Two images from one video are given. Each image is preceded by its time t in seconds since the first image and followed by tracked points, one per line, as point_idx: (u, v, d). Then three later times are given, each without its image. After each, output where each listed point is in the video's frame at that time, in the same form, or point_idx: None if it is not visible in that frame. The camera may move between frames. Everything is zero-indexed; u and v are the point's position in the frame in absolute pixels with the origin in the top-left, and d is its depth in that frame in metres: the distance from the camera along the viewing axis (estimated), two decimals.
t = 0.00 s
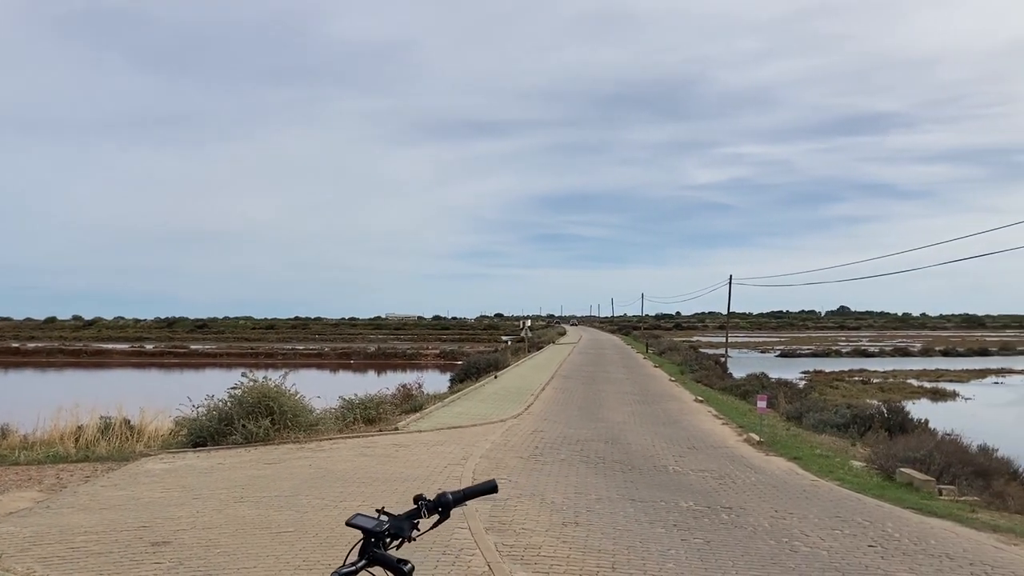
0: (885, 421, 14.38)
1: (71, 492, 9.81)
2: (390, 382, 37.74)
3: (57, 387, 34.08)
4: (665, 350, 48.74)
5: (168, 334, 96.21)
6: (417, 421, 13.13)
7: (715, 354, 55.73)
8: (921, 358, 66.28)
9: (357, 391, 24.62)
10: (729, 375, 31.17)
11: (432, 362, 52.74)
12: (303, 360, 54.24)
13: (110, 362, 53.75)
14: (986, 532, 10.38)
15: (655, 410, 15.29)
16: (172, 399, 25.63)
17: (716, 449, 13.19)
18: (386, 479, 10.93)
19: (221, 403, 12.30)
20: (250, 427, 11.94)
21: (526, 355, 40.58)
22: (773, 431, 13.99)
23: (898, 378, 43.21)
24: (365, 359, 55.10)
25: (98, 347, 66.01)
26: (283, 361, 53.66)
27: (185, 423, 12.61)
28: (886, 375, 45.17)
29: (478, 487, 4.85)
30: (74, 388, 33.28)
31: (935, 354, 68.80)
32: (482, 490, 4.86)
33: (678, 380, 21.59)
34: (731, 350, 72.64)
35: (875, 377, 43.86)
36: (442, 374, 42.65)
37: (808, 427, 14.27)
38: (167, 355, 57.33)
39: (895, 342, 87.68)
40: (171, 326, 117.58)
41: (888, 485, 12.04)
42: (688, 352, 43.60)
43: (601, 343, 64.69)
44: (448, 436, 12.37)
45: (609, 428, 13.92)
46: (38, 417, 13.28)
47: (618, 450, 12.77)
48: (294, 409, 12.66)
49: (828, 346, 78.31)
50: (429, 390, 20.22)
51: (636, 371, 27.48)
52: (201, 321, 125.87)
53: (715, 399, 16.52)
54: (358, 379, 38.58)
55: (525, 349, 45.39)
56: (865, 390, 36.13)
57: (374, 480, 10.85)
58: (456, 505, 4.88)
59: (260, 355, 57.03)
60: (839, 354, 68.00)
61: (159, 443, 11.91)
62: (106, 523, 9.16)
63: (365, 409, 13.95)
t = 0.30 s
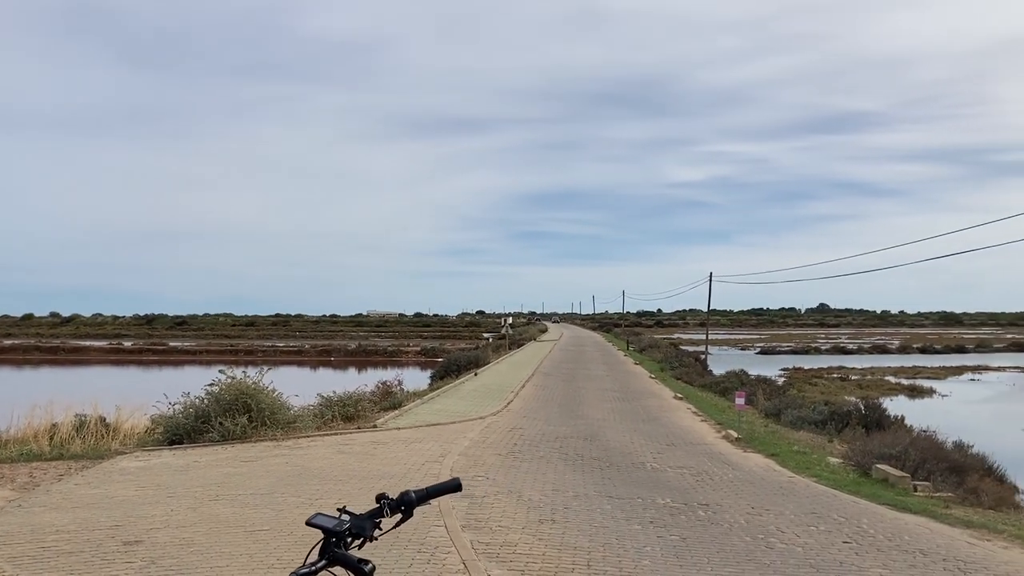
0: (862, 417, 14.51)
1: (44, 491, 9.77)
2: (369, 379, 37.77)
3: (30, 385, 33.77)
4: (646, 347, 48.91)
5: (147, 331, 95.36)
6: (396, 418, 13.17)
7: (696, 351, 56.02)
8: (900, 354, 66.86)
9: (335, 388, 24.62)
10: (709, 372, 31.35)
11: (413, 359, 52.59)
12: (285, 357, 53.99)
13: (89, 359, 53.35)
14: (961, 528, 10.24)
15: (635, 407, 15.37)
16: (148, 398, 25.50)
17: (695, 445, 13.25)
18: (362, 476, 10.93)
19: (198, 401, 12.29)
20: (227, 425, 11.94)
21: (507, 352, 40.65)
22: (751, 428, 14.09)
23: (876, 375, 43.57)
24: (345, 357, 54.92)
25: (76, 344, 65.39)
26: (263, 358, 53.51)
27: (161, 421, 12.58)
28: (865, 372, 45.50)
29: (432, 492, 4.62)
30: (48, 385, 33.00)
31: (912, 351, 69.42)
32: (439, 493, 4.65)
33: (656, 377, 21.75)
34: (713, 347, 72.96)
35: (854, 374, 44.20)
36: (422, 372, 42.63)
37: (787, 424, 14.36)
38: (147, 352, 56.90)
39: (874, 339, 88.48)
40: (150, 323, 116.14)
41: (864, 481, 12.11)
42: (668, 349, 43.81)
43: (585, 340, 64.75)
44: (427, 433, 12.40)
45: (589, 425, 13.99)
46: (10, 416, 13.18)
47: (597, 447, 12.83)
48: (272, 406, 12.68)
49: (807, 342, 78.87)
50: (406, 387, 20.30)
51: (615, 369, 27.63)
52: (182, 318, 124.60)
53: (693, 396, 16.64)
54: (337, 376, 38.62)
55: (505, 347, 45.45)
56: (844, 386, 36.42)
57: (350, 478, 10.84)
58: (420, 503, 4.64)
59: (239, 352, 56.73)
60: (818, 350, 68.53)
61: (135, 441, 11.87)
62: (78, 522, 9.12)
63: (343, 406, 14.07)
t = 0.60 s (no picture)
0: (835, 414, 14.66)
1: (12, 492, 9.66)
2: (344, 377, 37.62)
3: None
4: (622, 345, 49.07)
5: (120, 330, 93.98)
6: (370, 417, 13.16)
7: (672, 348, 56.31)
8: (874, 351, 67.70)
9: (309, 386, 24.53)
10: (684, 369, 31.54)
11: (390, 358, 52.36)
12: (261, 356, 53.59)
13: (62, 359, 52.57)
14: (929, 522, 10.23)
15: (610, 404, 15.48)
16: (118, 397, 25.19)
17: (669, 442, 13.34)
18: (335, 474, 10.88)
19: (170, 399, 12.21)
20: (199, 424, 11.87)
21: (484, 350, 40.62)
22: (725, 425, 14.20)
23: (848, 371, 44.06)
24: (321, 355, 54.60)
25: (47, 342, 64.36)
26: (239, 357, 53.12)
27: (132, 420, 12.48)
28: (838, 369, 45.94)
29: (401, 485, 3.95)
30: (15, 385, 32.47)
31: (884, 348, 70.35)
32: (408, 486, 3.97)
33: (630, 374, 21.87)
34: (691, 345, 73.33)
35: (826, 371, 44.67)
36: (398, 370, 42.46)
37: (760, 420, 14.49)
38: (121, 351, 56.21)
39: (847, 337, 89.44)
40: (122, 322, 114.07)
41: (836, 477, 12.22)
42: (644, 347, 44.00)
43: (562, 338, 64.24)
44: (401, 432, 12.41)
45: (564, 422, 14.06)
46: None
47: (571, 444, 12.88)
48: (245, 405, 12.63)
49: (782, 340, 79.39)
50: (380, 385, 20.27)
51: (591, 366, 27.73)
52: (156, 317, 122.32)
53: (668, 393, 16.77)
54: (311, 374, 38.43)
55: (482, 345, 45.41)
56: (818, 384, 36.79)
57: (322, 476, 10.79)
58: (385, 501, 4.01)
59: (213, 352, 56.13)
60: (789, 348, 69.03)
61: (106, 441, 11.78)
62: (46, 522, 9.04)
63: (317, 405, 14.03)
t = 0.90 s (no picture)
0: (801, 411, 14.88)
1: None
2: (313, 376, 37.19)
3: None
4: (593, 343, 49.30)
5: (81, 329, 91.86)
6: (339, 417, 13.09)
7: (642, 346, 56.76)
8: (839, 349, 68.91)
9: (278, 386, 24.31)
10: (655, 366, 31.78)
11: (360, 357, 52.01)
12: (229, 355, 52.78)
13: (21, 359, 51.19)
14: (894, 518, 10.42)
15: (580, 402, 15.56)
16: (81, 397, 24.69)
17: (639, 439, 13.45)
18: (304, 474, 10.79)
19: (135, 400, 12.00)
20: (165, 424, 11.68)
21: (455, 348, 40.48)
22: (693, 422, 14.36)
23: (814, 368, 44.75)
24: (290, 355, 53.94)
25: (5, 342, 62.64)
26: (205, 356, 52.28)
27: (97, 421, 12.24)
28: (806, 366, 46.65)
29: (373, 486, 3.90)
30: None
31: (848, 345, 71.57)
32: (382, 488, 3.92)
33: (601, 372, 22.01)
34: (661, 343, 73.94)
35: (793, 368, 45.32)
36: (368, 369, 42.13)
37: (728, 417, 14.68)
38: (84, 351, 54.96)
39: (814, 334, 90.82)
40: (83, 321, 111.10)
41: (804, 473, 12.41)
42: (614, 344, 44.26)
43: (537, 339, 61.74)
44: (371, 431, 12.35)
45: (534, 420, 14.10)
46: None
47: (541, 442, 12.94)
48: (212, 405, 12.46)
49: (749, 337, 80.46)
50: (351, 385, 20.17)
51: (562, 364, 27.82)
52: (118, 316, 119.43)
53: (637, 390, 16.90)
54: (279, 374, 37.98)
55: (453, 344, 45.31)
56: (785, 381, 37.37)
57: (291, 477, 10.68)
58: (357, 504, 3.97)
59: (180, 351, 55.21)
60: (755, 345, 69.98)
61: (69, 442, 11.53)
62: (8, 525, 8.82)
63: (285, 405, 13.90)
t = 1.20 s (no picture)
0: (766, 409, 15.12)
1: None
2: (277, 377, 37.21)
3: None
4: (560, 341, 49.52)
5: (38, 330, 90.32)
6: (305, 418, 12.95)
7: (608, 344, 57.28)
8: (801, 347, 70.16)
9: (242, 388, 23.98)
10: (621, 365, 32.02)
11: (324, 357, 51.55)
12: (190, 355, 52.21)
13: None
14: (859, 514, 10.64)
15: (548, 401, 15.61)
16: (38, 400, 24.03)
17: (606, 438, 13.55)
18: (270, 476, 10.63)
19: (96, 402, 11.74)
20: (127, 426, 11.43)
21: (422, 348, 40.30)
22: (660, 420, 14.51)
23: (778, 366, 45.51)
24: (253, 355, 53.16)
25: None
26: (166, 357, 51.37)
27: (56, 424, 11.94)
28: (769, 364, 47.42)
29: (351, 489, 3.78)
30: None
31: (810, 343, 72.86)
32: (357, 492, 3.85)
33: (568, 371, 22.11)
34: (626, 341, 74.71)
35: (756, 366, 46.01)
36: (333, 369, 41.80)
37: (694, 415, 14.85)
38: (39, 352, 53.55)
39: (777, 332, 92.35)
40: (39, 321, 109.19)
41: (769, 470, 12.61)
42: (581, 342, 44.50)
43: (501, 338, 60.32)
44: (338, 433, 12.24)
45: (502, 420, 14.11)
46: None
47: (510, 442, 12.95)
48: (175, 407, 12.23)
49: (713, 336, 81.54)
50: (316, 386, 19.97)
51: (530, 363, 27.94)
52: (77, 316, 117.76)
53: (604, 389, 17.02)
54: (243, 375, 37.48)
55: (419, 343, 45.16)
56: (748, 378, 37.91)
57: (257, 479, 10.53)
58: (333, 508, 3.89)
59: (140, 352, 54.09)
60: (719, 343, 70.99)
61: (27, 445, 11.22)
62: None
63: (250, 407, 13.71)
